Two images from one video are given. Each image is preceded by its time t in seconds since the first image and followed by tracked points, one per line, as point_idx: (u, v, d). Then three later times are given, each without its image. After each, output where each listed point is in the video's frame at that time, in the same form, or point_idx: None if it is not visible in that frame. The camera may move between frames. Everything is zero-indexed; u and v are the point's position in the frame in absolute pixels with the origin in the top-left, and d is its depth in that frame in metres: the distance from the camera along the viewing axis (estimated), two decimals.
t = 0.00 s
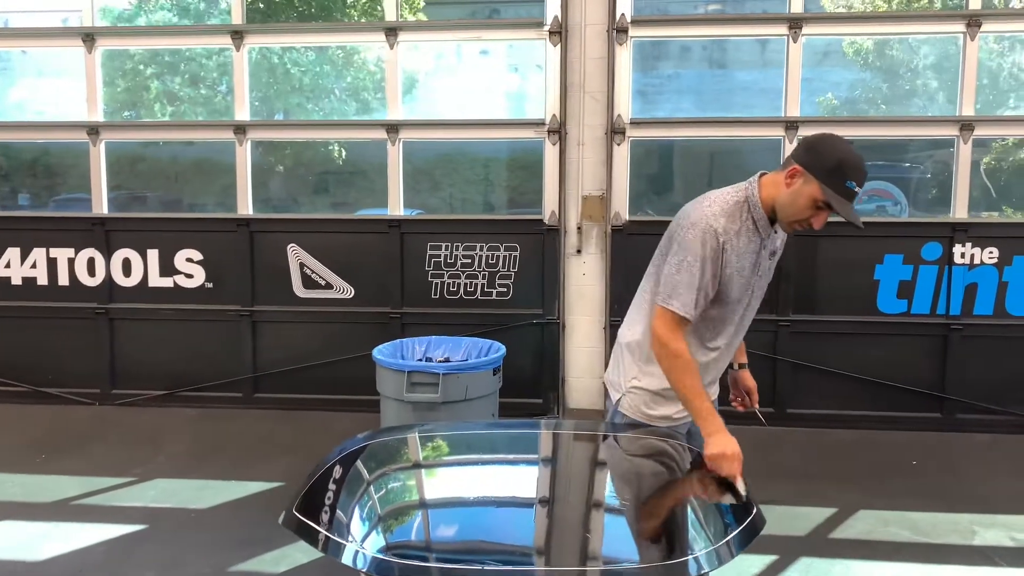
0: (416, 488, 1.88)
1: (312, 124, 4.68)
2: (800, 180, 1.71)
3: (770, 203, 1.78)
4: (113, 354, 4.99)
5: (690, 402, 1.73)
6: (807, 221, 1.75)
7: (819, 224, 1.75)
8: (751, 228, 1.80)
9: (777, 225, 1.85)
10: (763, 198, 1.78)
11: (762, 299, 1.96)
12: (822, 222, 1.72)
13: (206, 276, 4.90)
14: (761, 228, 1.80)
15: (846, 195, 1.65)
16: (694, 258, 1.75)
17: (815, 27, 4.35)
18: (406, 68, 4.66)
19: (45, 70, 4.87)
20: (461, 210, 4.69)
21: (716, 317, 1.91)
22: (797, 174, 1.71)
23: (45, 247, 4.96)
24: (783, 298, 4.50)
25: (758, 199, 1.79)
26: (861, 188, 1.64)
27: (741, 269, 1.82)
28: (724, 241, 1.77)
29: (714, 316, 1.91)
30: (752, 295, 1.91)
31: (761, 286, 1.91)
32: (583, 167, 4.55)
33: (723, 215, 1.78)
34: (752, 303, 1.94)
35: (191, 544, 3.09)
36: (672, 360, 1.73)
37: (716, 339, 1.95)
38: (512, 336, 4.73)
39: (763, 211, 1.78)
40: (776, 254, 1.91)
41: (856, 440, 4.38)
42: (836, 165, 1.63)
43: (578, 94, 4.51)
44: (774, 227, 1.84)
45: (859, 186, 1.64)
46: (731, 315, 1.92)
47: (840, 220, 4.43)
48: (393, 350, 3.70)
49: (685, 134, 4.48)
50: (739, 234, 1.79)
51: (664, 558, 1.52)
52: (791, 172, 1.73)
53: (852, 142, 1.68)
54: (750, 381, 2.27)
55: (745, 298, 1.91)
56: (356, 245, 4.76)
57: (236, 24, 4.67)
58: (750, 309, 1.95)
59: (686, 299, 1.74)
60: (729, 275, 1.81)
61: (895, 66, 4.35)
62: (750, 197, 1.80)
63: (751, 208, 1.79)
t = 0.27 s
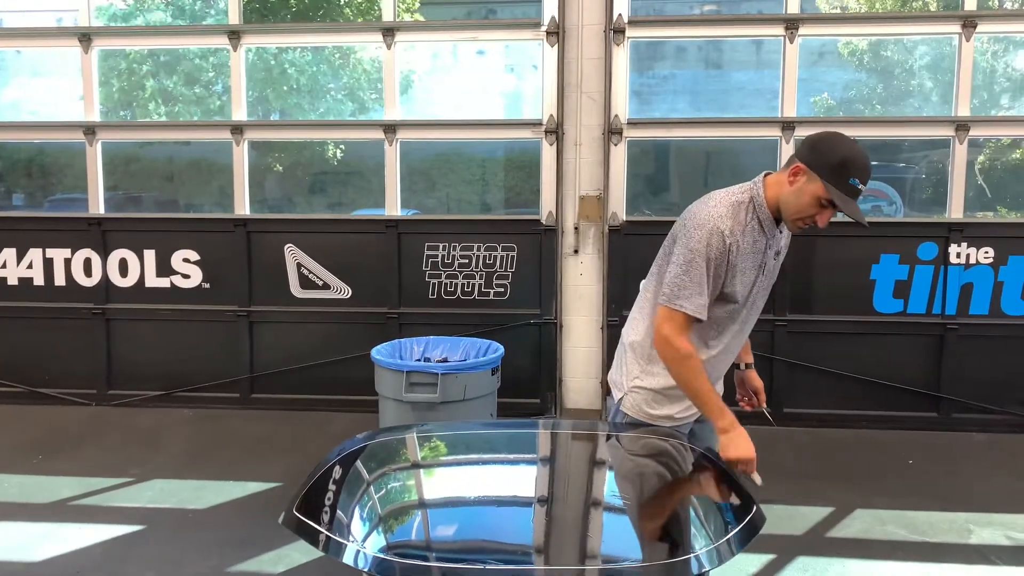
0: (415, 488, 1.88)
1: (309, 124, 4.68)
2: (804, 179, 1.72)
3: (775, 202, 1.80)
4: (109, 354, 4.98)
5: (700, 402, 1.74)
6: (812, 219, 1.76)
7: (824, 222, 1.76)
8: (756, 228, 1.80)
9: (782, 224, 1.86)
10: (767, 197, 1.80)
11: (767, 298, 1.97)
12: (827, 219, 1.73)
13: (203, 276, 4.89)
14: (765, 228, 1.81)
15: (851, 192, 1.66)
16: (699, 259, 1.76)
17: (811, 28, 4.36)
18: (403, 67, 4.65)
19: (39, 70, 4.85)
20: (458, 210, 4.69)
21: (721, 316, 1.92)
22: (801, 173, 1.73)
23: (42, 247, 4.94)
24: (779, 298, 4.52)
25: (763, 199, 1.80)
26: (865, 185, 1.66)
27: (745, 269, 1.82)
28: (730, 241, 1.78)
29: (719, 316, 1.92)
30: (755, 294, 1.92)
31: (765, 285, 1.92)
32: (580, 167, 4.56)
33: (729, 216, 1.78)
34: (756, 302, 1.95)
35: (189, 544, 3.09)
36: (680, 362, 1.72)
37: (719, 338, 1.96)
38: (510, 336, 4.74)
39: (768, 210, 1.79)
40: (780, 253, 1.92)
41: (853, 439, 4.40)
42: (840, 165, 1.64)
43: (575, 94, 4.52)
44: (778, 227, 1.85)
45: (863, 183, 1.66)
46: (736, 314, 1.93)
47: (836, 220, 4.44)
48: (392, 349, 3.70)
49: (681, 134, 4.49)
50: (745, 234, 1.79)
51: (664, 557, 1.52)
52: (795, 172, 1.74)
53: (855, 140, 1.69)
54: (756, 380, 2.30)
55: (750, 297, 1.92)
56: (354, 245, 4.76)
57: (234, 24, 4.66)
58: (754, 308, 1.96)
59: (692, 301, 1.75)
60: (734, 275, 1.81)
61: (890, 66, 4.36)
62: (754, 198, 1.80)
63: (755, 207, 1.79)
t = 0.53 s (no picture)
0: (415, 486, 1.89)
1: (308, 124, 4.68)
2: (805, 184, 1.72)
3: (777, 206, 1.80)
4: (108, 353, 4.98)
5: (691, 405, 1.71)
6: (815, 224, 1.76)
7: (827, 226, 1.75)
8: (759, 232, 1.81)
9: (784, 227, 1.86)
10: (769, 202, 1.80)
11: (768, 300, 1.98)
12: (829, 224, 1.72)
13: (202, 276, 4.90)
14: (768, 232, 1.82)
15: (853, 197, 1.65)
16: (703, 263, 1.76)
17: (810, 27, 4.37)
18: (402, 67, 4.66)
19: (38, 70, 4.85)
20: (457, 209, 4.70)
21: (724, 319, 1.93)
22: (802, 178, 1.72)
23: (41, 247, 4.95)
24: (778, 297, 4.53)
25: (765, 203, 1.80)
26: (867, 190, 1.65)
27: (748, 273, 1.83)
28: (733, 246, 1.78)
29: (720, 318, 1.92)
30: (757, 296, 1.93)
31: (767, 288, 1.93)
32: (579, 166, 4.57)
33: (732, 220, 1.79)
34: (758, 304, 1.96)
35: (189, 543, 3.09)
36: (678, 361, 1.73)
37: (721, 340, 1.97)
38: (509, 335, 4.74)
39: (769, 214, 1.80)
40: (782, 256, 1.92)
41: (851, 438, 4.41)
42: (840, 170, 1.64)
43: (574, 94, 4.52)
44: (781, 230, 1.86)
45: (864, 188, 1.65)
46: (738, 316, 1.94)
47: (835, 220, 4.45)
48: (391, 349, 3.70)
49: (680, 134, 4.50)
50: (748, 238, 1.80)
51: (662, 554, 1.53)
52: (796, 177, 1.74)
53: (858, 144, 1.68)
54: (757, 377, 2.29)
55: (752, 300, 1.93)
56: (353, 245, 4.77)
57: (233, 24, 4.66)
58: (756, 311, 1.97)
59: (696, 305, 1.75)
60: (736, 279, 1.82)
61: (889, 66, 4.37)
62: (757, 202, 1.81)
63: (758, 211, 1.80)
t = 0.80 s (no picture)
0: (414, 484, 1.89)
1: (306, 123, 4.68)
2: (798, 179, 1.74)
3: (773, 202, 1.81)
4: (107, 353, 4.98)
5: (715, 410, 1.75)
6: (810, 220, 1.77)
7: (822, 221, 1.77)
8: (758, 229, 1.82)
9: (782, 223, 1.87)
10: (766, 198, 1.81)
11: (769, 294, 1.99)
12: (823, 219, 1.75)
13: (201, 275, 4.90)
14: (767, 228, 1.83)
15: (847, 190, 1.67)
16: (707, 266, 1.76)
17: (808, 27, 4.38)
18: (401, 67, 4.66)
19: (35, 69, 4.85)
20: (456, 208, 4.70)
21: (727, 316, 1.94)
22: (795, 173, 1.74)
23: (39, 246, 4.94)
24: (776, 296, 4.54)
25: (763, 200, 1.81)
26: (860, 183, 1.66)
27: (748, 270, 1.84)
28: (733, 243, 1.79)
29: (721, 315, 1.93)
30: (756, 292, 1.93)
31: (766, 284, 1.94)
32: (578, 166, 4.57)
33: (731, 217, 1.79)
34: (757, 300, 1.97)
35: (188, 542, 3.09)
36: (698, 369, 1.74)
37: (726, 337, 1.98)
38: (508, 334, 4.75)
39: (768, 211, 1.81)
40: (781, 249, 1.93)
41: (850, 437, 4.41)
42: (833, 163, 1.65)
43: (573, 93, 4.53)
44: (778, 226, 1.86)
45: (857, 182, 1.67)
46: (742, 313, 1.95)
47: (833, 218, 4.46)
48: (390, 347, 3.71)
49: (678, 133, 4.50)
50: (747, 235, 1.80)
51: (659, 552, 1.53)
52: (789, 172, 1.76)
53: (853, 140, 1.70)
54: (754, 373, 2.30)
55: (752, 296, 1.94)
56: (352, 244, 4.77)
57: (231, 24, 4.67)
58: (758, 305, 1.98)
59: (699, 303, 1.75)
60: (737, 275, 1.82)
61: (887, 65, 4.37)
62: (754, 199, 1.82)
63: (756, 209, 1.81)
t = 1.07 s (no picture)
0: (412, 483, 1.90)
1: (305, 123, 4.68)
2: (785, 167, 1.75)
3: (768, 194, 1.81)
4: (105, 353, 4.99)
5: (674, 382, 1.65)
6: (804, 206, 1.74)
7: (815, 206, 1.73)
8: (753, 223, 1.82)
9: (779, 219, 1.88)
10: (758, 191, 1.83)
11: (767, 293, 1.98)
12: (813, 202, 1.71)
13: (199, 275, 4.90)
14: (763, 223, 1.83)
15: (830, 170, 1.65)
16: (697, 253, 1.76)
17: (806, 26, 4.38)
18: (399, 66, 4.66)
19: (33, 69, 4.85)
20: (454, 208, 4.71)
21: (719, 309, 1.93)
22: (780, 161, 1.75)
23: (38, 246, 4.95)
24: (773, 295, 4.55)
25: (760, 195, 1.82)
26: (845, 162, 1.64)
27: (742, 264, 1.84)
28: (726, 237, 1.80)
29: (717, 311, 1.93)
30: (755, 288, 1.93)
31: (765, 280, 1.94)
32: (576, 165, 4.58)
33: (724, 211, 1.80)
34: (757, 297, 1.96)
35: (187, 541, 3.10)
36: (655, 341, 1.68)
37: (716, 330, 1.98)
38: (506, 334, 4.75)
39: (762, 205, 1.81)
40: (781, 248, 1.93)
41: (847, 435, 4.42)
42: (810, 144, 1.65)
43: (571, 93, 4.54)
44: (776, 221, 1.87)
45: (841, 161, 1.65)
46: (736, 309, 1.94)
47: (830, 217, 4.47)
48: (389, 347, 3.71)
49: (676, 132, 4.51)
50: (741, 229, 1.81)
51: (656, 548, 1.54)
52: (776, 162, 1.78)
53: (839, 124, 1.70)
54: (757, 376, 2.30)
55: (751, 293, 1.93)
56: (350, 243, 4.78)
57: (229, 24, 4.67)
58: (755, 303, 1.97)
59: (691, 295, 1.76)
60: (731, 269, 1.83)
61: (885, 64, 4.38)
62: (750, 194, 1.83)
63: (753, 204, 1.82)
